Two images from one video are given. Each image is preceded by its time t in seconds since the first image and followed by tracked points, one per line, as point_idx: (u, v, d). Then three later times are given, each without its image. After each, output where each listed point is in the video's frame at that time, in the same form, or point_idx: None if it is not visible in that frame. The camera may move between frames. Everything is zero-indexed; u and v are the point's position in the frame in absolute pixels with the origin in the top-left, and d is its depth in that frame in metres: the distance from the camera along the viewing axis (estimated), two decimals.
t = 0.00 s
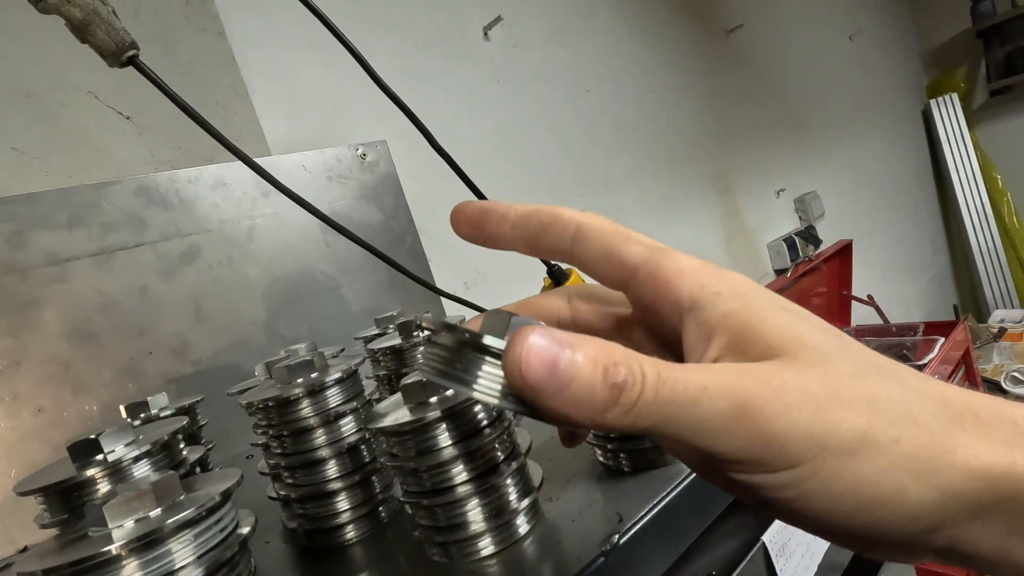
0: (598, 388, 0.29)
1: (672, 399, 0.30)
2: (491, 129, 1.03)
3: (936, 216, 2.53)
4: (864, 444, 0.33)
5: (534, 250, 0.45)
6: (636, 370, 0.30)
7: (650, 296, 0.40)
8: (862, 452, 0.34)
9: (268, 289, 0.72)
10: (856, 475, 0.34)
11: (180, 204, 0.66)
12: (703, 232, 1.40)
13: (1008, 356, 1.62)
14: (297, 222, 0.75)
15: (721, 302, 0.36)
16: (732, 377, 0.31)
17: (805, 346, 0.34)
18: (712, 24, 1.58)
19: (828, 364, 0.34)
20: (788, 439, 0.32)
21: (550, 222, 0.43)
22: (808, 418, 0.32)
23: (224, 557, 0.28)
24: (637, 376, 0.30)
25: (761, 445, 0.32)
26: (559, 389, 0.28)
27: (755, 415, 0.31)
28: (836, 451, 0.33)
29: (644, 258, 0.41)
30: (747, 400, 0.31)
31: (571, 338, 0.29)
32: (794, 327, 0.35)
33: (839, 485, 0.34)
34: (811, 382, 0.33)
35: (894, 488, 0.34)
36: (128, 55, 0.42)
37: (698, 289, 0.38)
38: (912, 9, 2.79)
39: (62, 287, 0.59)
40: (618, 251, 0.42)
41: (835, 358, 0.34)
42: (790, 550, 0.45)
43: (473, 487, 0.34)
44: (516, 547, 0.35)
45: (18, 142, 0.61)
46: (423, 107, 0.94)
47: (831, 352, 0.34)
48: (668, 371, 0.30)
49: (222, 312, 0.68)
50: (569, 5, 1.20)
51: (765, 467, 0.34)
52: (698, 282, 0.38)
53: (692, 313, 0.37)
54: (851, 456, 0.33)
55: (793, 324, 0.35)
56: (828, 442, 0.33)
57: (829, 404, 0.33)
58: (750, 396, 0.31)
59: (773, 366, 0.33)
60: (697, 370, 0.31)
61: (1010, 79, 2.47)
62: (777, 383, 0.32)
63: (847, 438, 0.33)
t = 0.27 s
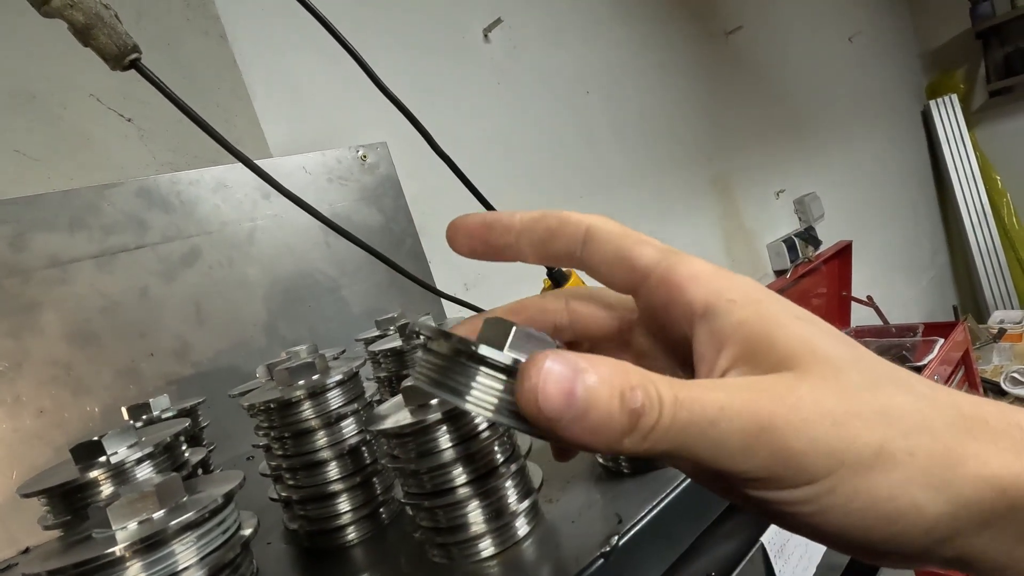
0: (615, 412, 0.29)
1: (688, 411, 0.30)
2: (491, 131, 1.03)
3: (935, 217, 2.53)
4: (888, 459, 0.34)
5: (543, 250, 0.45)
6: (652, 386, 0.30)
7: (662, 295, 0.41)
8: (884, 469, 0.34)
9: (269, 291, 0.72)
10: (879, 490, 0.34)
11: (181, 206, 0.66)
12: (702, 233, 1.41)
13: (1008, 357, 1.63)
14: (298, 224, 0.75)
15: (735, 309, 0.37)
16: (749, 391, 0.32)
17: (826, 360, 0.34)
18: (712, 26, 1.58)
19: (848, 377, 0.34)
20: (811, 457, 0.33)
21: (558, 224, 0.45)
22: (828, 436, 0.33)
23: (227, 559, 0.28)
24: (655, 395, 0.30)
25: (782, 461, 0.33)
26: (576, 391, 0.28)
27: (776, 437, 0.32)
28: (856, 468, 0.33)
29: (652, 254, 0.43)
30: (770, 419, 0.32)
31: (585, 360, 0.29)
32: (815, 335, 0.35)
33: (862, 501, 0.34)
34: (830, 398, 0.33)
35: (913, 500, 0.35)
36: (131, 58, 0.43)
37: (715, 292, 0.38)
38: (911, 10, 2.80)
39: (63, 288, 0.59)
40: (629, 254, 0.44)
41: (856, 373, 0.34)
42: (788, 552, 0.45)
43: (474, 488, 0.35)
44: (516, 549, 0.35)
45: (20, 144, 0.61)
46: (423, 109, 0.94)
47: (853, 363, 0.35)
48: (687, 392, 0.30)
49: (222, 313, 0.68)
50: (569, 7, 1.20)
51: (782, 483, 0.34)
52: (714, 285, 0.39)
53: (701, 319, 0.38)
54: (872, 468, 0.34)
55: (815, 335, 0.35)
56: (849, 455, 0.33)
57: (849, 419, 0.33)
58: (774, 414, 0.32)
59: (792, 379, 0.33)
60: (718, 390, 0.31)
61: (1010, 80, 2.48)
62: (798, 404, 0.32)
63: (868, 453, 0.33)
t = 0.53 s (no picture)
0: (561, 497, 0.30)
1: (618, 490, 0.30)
2: (490, 132, 1.03)
3: (934, 218, 2.54)
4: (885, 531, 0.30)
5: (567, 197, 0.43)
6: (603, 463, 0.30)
7: (686, 289, 0.32)
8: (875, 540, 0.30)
9: (268, 292, 0.72)
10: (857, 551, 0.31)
11: (180, 207, 0.66)
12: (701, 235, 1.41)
13: (1007, 358, 1.63)
14: (297, 224, 0.76)
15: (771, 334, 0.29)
16: (697, 463, 0.30)
17: (858, 413, 0.28)
18: (711, 27, 1.59)
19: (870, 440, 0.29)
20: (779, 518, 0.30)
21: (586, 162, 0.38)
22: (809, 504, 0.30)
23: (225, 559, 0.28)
24: (585, 478, 0.30)
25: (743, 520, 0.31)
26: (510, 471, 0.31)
27: (745, 495, 0.30)
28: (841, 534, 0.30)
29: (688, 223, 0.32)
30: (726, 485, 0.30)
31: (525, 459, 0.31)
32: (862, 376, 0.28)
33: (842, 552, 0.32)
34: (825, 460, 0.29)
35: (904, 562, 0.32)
36: (131, 60, 0.43)
37: (758, 301, 0.30)
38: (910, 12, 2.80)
39: (63, 289, 0.59)
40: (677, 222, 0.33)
41: (890, 432, 0.29)
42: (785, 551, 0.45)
43: (472, 488, 0.35)
44: (513, 548, 0.35)
45: (20, 145, 0.61)
46: (422, 110, 0.94)
47: (892, 418, 0.28)
48: (618, 477, 0.30)
49: (221, 314, 0.68)
50: (569, 8, 1.21)
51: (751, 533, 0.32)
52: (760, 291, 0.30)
53: (724, 332, 0.30)
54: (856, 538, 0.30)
55: (867, 374, 0.28)
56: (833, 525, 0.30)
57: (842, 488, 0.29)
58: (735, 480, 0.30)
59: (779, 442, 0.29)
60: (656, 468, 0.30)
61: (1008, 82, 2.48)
62: (780, 463, 0.29)
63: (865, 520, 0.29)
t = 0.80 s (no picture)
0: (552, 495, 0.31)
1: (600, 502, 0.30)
2: (489, 134, 1.04)
3: (932, 219, 2.54)
4: None
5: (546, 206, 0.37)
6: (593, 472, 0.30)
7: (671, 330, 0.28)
8: None
9: (267, 292, 0.72)
10: None
11: (179, 207, 0.66)
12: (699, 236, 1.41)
13: (1004, 359, 1.63)
14: (296, 225, 0.76)
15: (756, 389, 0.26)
16: (665, 495, 0.29)
17: (842, 467, 0.26)
18: (709, 29, 1.59)
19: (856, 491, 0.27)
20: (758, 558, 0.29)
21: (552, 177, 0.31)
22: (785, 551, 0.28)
23: (224, 560, 0.28)
24: (569, 486, 0.31)
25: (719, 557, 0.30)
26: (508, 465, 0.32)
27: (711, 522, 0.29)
28: None
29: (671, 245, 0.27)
30: (698, 521, 0.29)
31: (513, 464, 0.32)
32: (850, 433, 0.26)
33: None
34: (803, 513, 0.27)
35: None
36: (129, 62, 0.43)
37: (750, 350, 0.26)
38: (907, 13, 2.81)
39: (62, 290, 0.59)
40: (660, 257, 0.27)
41: (878, 489, 0.26)
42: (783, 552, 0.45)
43: (470, 489, 0.35)
44: (511, 549, 0.35)
45: (18, 147, 0.61)
46: (421, 112, 0.95)
47: (879, 475, 0.26)
48: (596, 496, 0.30)
49: (220, 315, 0.68)
50: (567, 10, 1.21)
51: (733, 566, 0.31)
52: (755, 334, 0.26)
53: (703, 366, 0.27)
54: None
55: (861, 431, 0.25)
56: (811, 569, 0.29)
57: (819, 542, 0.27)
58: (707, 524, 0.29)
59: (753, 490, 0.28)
60: (627, 492, 0.30)
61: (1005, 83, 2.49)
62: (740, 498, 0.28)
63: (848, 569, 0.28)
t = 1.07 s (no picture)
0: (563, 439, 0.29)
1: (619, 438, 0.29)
2: (489, 134, 1.04)
3: (929, 219, 2.55)
4: (879, 469, 0.29)
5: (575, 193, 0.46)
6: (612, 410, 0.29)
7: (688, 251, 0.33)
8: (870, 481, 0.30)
9: (268, 292, 0.72)
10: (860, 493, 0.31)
11: (180, 207, 0.66)
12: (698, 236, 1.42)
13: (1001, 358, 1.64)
14: (296, 225, 0.76)
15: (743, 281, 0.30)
16: (684, 413, 0.29)
17: (837, 331, 0.29)
18: (708, 29, 1.60)
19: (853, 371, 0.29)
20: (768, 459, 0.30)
21: (588, 157, 0.41)
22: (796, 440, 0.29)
23: (231, 558, 0.29)
24: (592, 420, 0.29)
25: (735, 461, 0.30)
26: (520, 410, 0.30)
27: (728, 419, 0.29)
28: (837, 473, 0.30)
29: (670, 206, 0.34)
30: (714, 417, 0.29)
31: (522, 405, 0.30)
32: (829, 304, 0.29)
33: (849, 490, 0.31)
34: (808, 396, 0.29)
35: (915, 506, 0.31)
36: (131, 61, 0.43)
37: (741, 251, 0.31)
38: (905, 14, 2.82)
39: (63, 290, 0.59)
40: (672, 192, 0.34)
41: (873, 355, 0.29)
42: (787, 550, 0.44)
43: (475, 486, 0.35)
44: (516, 547, 0.35)
45: (19, 147, 0.61)
46: (421, 112, 0.95)
47: (867, 348, 0.29)
48: (617, 414, 0.29)
49: (221, 315, 0.68)
50: (566, 10, 1.21)
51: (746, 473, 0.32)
52: (737, 244, 0.31)
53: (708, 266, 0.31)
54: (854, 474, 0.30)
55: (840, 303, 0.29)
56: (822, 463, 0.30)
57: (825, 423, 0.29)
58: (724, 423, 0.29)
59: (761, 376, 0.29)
60: (647, 420, 0.29)
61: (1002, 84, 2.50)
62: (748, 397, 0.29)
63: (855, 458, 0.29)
